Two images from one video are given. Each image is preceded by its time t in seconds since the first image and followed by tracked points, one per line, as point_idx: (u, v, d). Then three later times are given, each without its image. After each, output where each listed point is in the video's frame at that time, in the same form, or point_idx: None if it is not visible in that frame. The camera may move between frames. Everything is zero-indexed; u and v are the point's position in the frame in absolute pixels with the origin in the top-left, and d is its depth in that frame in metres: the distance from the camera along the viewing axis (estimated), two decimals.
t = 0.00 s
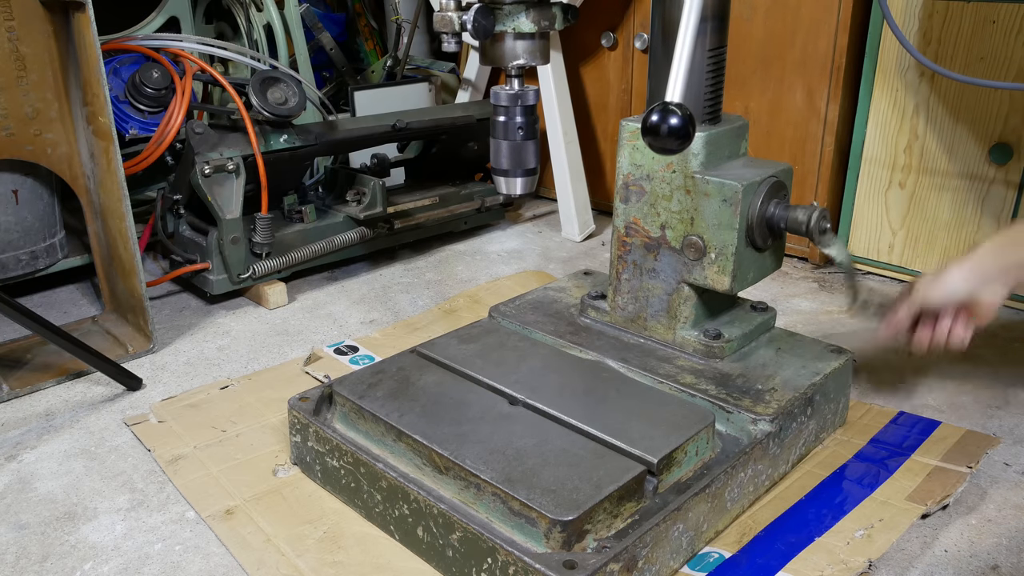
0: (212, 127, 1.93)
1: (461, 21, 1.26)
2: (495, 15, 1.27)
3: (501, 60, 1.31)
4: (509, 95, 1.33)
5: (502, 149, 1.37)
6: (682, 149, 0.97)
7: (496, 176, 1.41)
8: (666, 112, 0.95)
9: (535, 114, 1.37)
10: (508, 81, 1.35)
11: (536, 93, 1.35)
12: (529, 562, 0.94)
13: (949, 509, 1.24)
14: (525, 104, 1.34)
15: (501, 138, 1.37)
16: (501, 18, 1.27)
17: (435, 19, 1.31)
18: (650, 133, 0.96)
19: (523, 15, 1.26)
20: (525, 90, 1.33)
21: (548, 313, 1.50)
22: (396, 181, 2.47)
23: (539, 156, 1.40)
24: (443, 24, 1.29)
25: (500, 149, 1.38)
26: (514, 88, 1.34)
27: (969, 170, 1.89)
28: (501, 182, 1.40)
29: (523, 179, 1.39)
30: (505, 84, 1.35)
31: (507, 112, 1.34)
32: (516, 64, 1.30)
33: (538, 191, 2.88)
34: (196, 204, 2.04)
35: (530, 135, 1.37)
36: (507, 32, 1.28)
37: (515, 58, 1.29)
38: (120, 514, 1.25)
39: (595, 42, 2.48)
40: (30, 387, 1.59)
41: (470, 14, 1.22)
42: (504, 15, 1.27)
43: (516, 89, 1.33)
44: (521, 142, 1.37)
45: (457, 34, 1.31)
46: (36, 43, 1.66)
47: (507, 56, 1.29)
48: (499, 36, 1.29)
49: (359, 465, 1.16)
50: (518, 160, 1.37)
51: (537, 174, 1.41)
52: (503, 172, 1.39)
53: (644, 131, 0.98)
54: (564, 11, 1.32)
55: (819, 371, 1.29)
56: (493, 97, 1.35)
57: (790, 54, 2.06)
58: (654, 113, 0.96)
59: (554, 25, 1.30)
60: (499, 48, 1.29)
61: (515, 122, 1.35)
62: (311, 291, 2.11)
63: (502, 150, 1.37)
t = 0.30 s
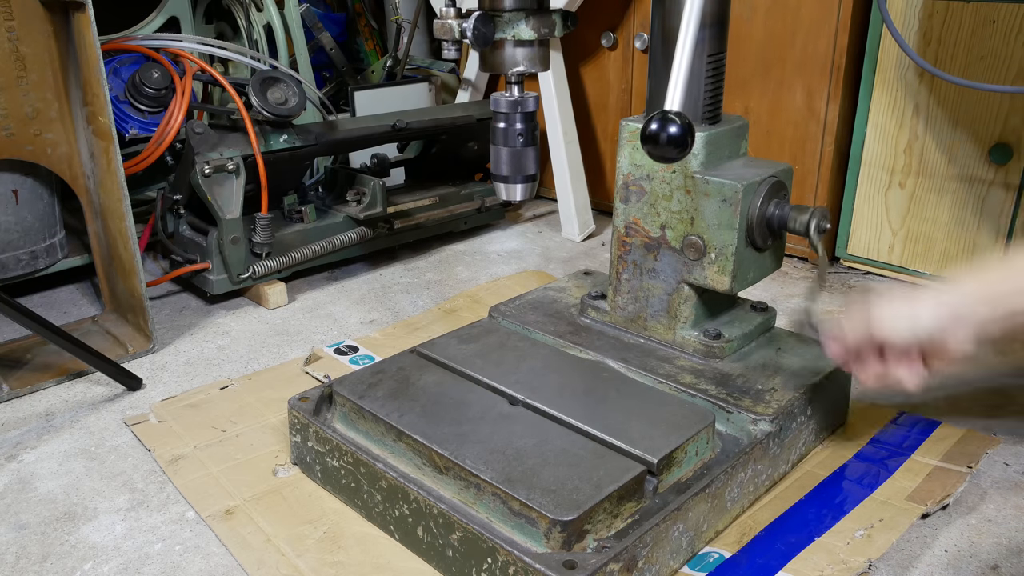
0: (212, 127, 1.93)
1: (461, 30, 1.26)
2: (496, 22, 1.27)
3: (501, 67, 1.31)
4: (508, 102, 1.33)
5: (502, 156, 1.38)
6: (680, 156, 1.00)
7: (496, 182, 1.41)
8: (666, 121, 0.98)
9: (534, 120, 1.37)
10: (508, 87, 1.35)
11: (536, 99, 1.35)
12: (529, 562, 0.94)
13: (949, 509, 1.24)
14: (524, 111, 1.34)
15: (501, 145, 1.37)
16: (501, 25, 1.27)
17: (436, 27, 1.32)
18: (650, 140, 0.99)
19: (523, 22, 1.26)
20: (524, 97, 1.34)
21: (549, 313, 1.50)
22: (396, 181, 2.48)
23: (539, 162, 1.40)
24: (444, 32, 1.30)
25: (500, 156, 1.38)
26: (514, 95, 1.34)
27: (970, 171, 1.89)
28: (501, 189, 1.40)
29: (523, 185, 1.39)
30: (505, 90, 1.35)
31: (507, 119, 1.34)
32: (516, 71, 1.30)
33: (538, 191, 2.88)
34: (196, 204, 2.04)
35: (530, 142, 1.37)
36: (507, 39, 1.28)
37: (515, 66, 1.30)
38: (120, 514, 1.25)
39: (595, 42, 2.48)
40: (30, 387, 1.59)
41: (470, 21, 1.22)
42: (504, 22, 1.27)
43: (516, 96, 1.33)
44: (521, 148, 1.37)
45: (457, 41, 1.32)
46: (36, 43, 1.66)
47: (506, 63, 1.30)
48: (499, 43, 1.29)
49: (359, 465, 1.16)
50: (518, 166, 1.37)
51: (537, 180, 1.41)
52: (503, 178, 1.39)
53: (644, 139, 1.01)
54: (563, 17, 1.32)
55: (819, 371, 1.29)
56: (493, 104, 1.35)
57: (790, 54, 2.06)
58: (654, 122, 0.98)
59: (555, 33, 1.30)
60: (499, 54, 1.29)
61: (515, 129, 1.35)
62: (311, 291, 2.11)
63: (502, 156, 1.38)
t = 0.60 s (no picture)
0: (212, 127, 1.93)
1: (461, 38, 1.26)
2: (496, 32, 1.26)
3: (501, 76, 1.30)
4: (508, 110, 1.32)
5: (502, 163, 1.37)
6: (681, 168, 1.01)
7: (496, 190, 1.41)
8: (665, 132, 0.98)
9: (534, 128, 1.36)
10: (508, 95, 1.34)
11: (536, 108, 1.34)
12: (529, 562, 0.94)
13: (949, 509, 1.24)
14: (524, 119, 1.33)
15: (501, 153, 1.36)
16: (500, 34, 1.27)
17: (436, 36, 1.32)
18: (649, 152, 1.00)
19: (523, 32, 1.25)
20: (524, 105, 1.33)
21: (549, 313, 1.50)
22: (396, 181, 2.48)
23: (539, 170, 1.40)
24: (444, 41, 1.30)
25: (500, 163, 1.37)
26: (514, 102, 1.33)
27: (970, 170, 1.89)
28: (501, 196, 1.39)
29: (523, 193, 1.38)
30: (504, 98, 1.34)
31: (507, 127, 1.34)
32: (516, 80, 1.30)
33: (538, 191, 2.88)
34: (196, 204, 2.04)
35: (530, 150, 1.37)
36: (507, 48, 1.27)
37: (515, 75, 1.29)
38: (120, 514, 1.25)
39: (595, 42, 2.48)
40: (30, 387, 1.59)
41: (471, 31, 1.22)
42: (504, 32, 1.26)
43: (516, 104, 1.32)
44: (521, 157, 1.36)
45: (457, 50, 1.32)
46: (36, 43, 1.66)
47: (506, 72, 1.29)
48: (499, 52, 1.28)
49: (359, 465, 1.16)
50: (518, 174, 1.37)
51: (537, 188, 1.41)
52: (503, 187, 1.39)
53: (642, 150, 1.01)
54: (563, 26, 1.31)
55: (819, 371, 1.29)
56: (493, 112, 1.34)
57: (790, 54, 2.06)
58: (653, 134, 0.99)
59: (554, 42, 1.30)
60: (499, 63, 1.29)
61: (515, 137, 1.34)
62: (311, 291, 2.11)
63: (502, 164, 1.37)
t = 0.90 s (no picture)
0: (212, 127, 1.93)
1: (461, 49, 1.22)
2: (495, 42, 1.22)
3: (500, 87, 1.25)
4: (508, 120, 1.28)
5: (502, 173, 1.32)
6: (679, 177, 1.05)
7: (496, 200, 1.36)
8: (664, 145, 1.02)
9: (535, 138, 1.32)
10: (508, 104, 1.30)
11: (537, 117, 1.29)
12: (529, 562, 0.94)
13: (949, 509, 1.24)
14: (525, 129, 1.29)
15: (501, 162, 1.32)
16: (500, 44, 1.22)
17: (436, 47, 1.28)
18: (648, 163, 1.03)
19: (523, 42, 1.21)
20: (525, 114, 1.28)
21: (549, 313, 1.50)
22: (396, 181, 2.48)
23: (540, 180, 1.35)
24: (444, 51, 1.26)
25: (500, 173, 1.32)
26: (514, 112, 1.29)
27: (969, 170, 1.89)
28: (501, 206, 1.35)
29: (523, 203, 1.33)
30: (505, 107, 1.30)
31: (507, 136, 1.29)
32: (516, 90, 1.25)
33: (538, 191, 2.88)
34: (196, 204, 2.04)
35: (531, 159, 1.32)
36: (507, 58, 1.23)
37: (514, 85, 1.24)
38: (120, 514, 1.25)
39: (595, 42, 2.48)
40: (30, 387, 1.59)
41: (470, 42, 1.18)
42: (504, 42, 1.22)
43: (516, 114, 1.28)
44: (521, 165, 1.31)
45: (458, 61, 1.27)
46: (36, 43, 1.66)
47: (506, 83, 1.24)
48: (499, 62, 1.23)
49: (359, 465, 1.16)
50: (518, 184, 1.31)
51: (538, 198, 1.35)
52: (503, 196, 1.33)
53: (643, 161, 1.05)
54: (564, 36, 1.26)
55: (819, 371, 1.29)
56: (493, 121, 1.30)
57: (790, 54, 2.06)
58: (653, 146, 1.03)
59: (555, 53, 1.25)
60: (497, 74, 1.24)
61: (515, 147, 1.30)
62: (311, 291, 2.11)
63: (502, 174, 1.32)
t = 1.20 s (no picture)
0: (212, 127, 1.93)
1: (461, 59, 1.18)
2: (495, 53, 1.19)
3: (501, 97, 1.24)
4: (508, 129, 1.27)
5: (501, 182, 1.32)
6: (680, 192, 0.98)
7: (496, 208, 1.35)
8: (664, 155, 0.96)
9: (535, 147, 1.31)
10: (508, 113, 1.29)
11: (537, 126, 1.28)
12: (529, 562, 0.94)
13: (949, 509, 1.24)
14: (525, 139, 1.28)
15: (501, 171, 1.31)
16: (500, 55, 1.20)
17: (436, 56, 1.23)
18: (648, 175, 0.97)
19: (523, 53, 1.19)
20: (525, 124, 1.28)
21: (549, 313, 1.50)
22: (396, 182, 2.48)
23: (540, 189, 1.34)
24: (444, 61, 1.21)
25: (500, 182, 1.32)
26: (514, 121, 1.28)
27: (970, 170, 1.89)
28: (501, 215, 1.34)
29: (523, 212, 1.33)
30: (505, 116, 1.29)
31: (507, 146, 1.29)
32: (516, 101, 1.23)
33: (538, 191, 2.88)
34: (196, 204, 2.04)
35: (531, 168, 1.31)
36: (507, 69, 1.20)
37: (515, 95, 1.22)
38: (120, 514, 1.25)
39: (595, 42, 2.48)
40: (30, 387, 1.59)
41: (470, 52, 1.15)
42: (504, 53, 1.19)
43: (517, 123, 1.27)
44: (521, 175, 1.30)
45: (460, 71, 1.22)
46: (36, 43, 1.66)
47: (506, 93, 1.22)
48: (499, 73, 1.21)
49: (359, 465, 1.16)
50: (519, 193, 1.31)
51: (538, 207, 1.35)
52: (503, 205, 1.33)
53: (641, 173, 0.98)
54: (563, 47, 1.24)
55: (819, 371, 1.29)
56: (493, 131, 1.29)
57: (790, 54, 2.06)
58: (653, 156, 0.97)
59: (555, 62, 1.24)
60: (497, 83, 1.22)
61: (515, 156, 1.29)
62: (311, 291, 2.11)
63: (502, 183, 1.32)
